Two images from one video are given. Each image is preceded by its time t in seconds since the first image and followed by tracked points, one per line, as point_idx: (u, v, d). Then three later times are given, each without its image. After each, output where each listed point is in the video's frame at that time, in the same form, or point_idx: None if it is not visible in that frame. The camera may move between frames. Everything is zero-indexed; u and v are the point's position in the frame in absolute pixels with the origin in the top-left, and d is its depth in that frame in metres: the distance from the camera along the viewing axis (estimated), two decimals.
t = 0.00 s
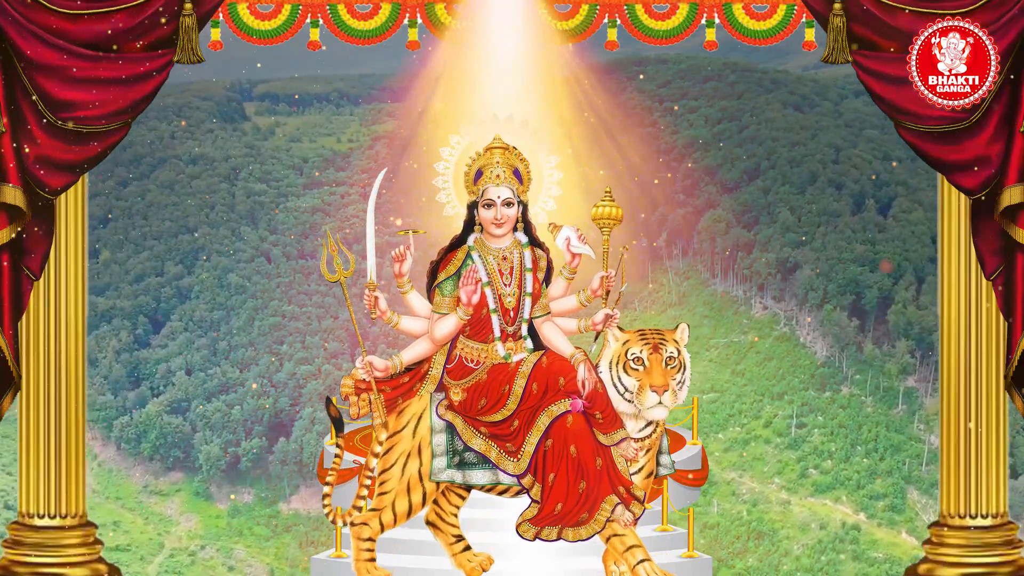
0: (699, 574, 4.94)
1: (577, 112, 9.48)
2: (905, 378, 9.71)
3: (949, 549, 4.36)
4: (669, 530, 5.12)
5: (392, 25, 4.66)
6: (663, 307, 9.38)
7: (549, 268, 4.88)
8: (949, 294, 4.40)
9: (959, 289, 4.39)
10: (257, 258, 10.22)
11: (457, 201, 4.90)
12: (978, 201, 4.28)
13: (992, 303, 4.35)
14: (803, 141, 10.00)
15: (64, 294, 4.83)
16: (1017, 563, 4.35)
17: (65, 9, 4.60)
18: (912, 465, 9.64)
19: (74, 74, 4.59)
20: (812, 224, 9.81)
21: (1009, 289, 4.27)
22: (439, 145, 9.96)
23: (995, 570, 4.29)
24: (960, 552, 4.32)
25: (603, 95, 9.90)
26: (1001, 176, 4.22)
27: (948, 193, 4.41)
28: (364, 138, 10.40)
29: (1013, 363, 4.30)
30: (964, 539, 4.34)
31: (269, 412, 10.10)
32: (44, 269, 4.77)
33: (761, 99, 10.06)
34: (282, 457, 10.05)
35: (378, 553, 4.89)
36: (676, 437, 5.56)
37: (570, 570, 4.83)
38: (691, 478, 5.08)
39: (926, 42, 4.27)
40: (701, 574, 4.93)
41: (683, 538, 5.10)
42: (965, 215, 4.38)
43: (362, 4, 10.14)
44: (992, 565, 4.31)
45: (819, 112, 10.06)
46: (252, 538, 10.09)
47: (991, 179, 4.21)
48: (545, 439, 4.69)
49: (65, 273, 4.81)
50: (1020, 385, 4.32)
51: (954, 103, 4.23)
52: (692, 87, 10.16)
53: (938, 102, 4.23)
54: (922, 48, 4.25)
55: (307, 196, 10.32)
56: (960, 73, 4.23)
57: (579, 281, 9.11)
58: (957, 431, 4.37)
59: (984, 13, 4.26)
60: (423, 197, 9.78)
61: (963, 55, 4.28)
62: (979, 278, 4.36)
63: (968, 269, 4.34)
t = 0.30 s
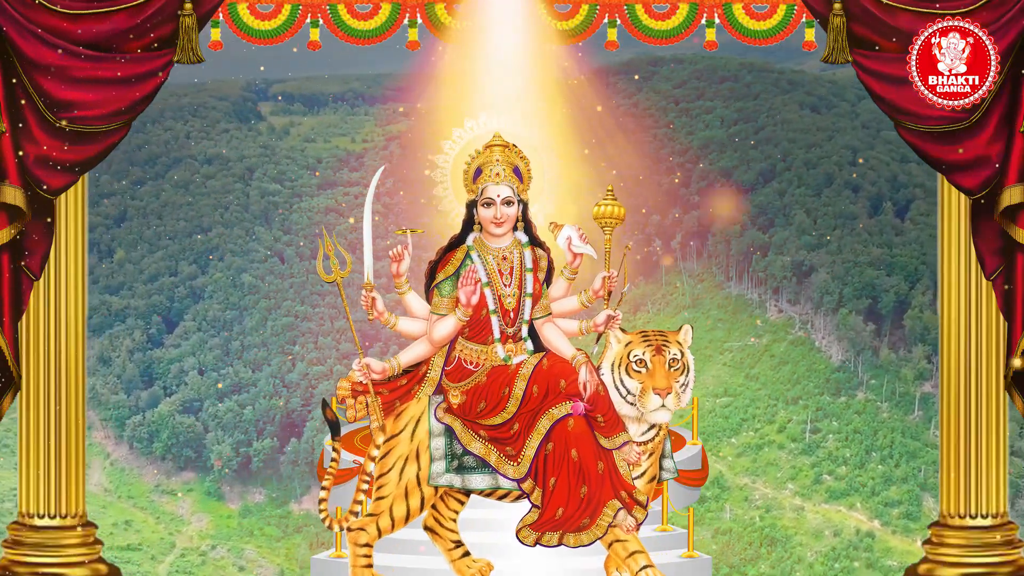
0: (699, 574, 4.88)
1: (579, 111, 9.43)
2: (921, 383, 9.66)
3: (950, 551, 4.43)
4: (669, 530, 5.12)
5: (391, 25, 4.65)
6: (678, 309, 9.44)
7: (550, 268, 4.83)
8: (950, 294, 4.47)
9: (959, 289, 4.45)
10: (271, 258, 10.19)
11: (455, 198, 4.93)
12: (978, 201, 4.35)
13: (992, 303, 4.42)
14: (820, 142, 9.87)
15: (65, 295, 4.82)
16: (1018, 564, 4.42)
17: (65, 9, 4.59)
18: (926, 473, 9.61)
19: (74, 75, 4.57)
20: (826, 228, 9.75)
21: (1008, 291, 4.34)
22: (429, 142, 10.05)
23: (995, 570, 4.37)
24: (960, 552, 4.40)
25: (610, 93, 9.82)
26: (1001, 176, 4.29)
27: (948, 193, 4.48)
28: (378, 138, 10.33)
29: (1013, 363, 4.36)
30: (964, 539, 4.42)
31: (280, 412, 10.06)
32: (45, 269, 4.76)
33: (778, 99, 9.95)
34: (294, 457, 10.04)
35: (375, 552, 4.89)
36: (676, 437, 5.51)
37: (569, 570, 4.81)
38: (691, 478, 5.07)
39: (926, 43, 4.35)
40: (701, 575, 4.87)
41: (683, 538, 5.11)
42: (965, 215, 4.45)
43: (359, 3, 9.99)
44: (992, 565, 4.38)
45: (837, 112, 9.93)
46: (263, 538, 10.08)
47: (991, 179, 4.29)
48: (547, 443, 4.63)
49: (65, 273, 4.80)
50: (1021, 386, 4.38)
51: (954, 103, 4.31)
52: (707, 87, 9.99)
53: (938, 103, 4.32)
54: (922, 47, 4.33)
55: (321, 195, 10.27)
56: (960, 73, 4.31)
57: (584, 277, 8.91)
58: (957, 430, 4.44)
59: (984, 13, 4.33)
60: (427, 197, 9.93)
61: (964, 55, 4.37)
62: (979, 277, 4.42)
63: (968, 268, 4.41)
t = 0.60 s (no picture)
0: (699, 574, 4.86)
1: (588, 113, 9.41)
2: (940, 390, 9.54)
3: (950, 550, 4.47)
4: (669, 530, 5.10)
5: (391, 25, 4.75)
6: (693, 312, 9.32)
7: (551, 266, 4.82)
8: (949, 294, 4.54)
9: (959, 289, 4.53)
10: (286, 258, 10.13)
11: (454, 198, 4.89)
12: (978, 201, 4.42)
13: (991, 303, 4.49)
14: (840, 143, 9.71)
15: (64, 294, 4.80)
16: (1017, 563, 4.46)
17: (65, 9, 4.57)
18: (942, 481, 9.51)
19: (75, 75, 4.56)
20: (844, 230, 9.64)
21: (1007, 290, 4.39)
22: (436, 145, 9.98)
23: (995, 569, 4.40)
24: (960, 552, 4.44)
25: (624, 94, 9.79)
26: (1001, 176, 4.36)
27: (948, 193, 4.56)
28: (393, 138, 10.12)
29: (1013, 362, 4.40)
30: (964, 539, 4.46)
31: (293, 412, 10.03)
32: (44, 269, 4.74)
33: (796, 100, 9.82)
34: (307, 457, 10.10)
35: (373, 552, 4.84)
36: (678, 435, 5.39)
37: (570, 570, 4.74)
38: (691, 478, 4.98)
39: (925, 44, 4.43)
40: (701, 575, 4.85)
41: (683, 538, 5.10)
42: (964, 215, 4.52)
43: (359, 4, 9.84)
44: (992, 565, 4.42)
45: (857, 113, 9.78)
46: (275, 539, 10.12)
47: (991, 179, 4.36)
48: (547, 446, 4.57)
49: (64, 274, 4.78)
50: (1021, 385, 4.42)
51: (954, 103, 4.38)
52: (724, 87, 9.93)
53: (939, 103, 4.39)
54: (921, 48, 4.41)
55: (338, 195, 10.19)
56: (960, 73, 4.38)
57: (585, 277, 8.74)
58: (957, 430, 4.50)
59: (983, 14, 4.42)
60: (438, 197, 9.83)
61: (964, 54, 4.44)
62: (979, 278, 4.49)
63: (967, 268, 4.49)
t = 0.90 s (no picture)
0: (699, 574, 4.85)
1: (604, 113, 9.32)
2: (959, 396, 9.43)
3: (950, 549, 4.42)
4: (669, 529, 5.03)
5: (391, 25, 4.80)
6: (708, 314, 9.34)
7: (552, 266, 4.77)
8: (950, 294, 4.50)
9: (960, 289, 4.48)
10: (302, 259, 10.02)
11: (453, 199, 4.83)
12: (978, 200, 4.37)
13: (991, 303, 4.45)
14: (859, 145, 9.59)
15: (65, 294, 4.78)
16: (1018, 564, 4.42)
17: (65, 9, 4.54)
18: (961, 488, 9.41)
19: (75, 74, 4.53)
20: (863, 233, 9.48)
21: (1007, 290, 4.35)
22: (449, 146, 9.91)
23: (995, 570, 4.36)
24: (960, 552, 4.40)
25: (641, 93, 9.65)
26: (1001, 176, 4.31)
27: (948, 192, 4.52)
28: (409, 139, 10.15)
29: (1013, 362, 4.37)
30: (964, 539, 4.42)
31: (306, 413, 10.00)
32: (44, 269, 4.72)
33: (815, 100, 9.69)
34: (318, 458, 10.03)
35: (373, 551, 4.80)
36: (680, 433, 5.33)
37: (570, 571, 4.69)
38: (691, 478, 4.93)
39: (925, 43, 4.37)
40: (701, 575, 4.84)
41: (684, 537, 5.00)
42: (965, 215, 4.48)
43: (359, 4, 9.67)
44: (992, 565, 4.38)
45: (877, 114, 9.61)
46: (287, 540, 10.10)
47: (992, 178, 4.31)
48: (549, 450, 4.52)
49: (65, 273, 4.76)
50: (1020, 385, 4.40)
51: (955, 103, 4.32)
52: (742, 88, 9.82)
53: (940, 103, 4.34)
54: (922, 47, 4.35)
55: (351, 196, 10.10)
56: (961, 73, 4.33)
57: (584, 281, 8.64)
58: (956, 428, 4.46)
59: (983, 13, 4.36)
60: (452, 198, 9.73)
61: (963, 55, 4.39)
62: (979, 277, 4.45)
63: (967, 268, 4.44)
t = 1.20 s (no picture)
0: (699, 574, 4.93)
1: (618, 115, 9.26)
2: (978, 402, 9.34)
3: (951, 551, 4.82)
4: (669, 529, 5.10)
5: (390, 25, 5.04)
6: (725, 317, 9.22)
7: (551, 267, 4.96)
8: (950, 294, 4.90)
9: (960, 289, 4.88)
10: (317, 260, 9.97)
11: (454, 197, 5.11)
12: (978, 201, 4.75)
13: (991, 303, 4.84)
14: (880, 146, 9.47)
15: (64, 293, 4.76)
16: (1017, 564, 4.82)
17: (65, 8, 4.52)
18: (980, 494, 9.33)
19: (75, 74, 4.51)
20: (883, 236, 9.38)
21: (1005, 290, 4.73)
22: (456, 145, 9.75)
23: (995, 570, 4.75)
24: (960, 552, 4.80)
25: (660, 93, 9.52)
26: (1001, 176, 4.70)
27: (949, 195, 4.91)
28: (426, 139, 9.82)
29: (1013, 362, 4.75)
30: (964, 540, 4.82)
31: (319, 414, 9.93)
32: (44, 269, 4.69)
33: (836, 100, 9.58)
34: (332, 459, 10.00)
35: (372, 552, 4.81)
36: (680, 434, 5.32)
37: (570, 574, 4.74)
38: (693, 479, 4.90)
39: (926, 44, 4.76)
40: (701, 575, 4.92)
41: (683, 537, 5.08)
42: (965, 217, 4.87)
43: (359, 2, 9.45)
44: (992, 565, 4.77)
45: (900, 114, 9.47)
46: (300, 540, 10.13)
47: (991, 179, 4.70)
48: (550, 454, 4.66)
49: (65, 273, 4.74)
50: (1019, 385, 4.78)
51: (954, 102, 4.71)
52: (762, 87, 9.65)
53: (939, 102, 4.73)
54: (922, 48, 4.74)
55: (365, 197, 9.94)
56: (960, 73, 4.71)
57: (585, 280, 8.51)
58: (957, 430, 4.86)
59: (983, 14, 4.75)
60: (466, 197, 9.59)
61: (963, 54, 4.80)
62: (978, 278, 4.85)
63: (967, 269, 4.84)
